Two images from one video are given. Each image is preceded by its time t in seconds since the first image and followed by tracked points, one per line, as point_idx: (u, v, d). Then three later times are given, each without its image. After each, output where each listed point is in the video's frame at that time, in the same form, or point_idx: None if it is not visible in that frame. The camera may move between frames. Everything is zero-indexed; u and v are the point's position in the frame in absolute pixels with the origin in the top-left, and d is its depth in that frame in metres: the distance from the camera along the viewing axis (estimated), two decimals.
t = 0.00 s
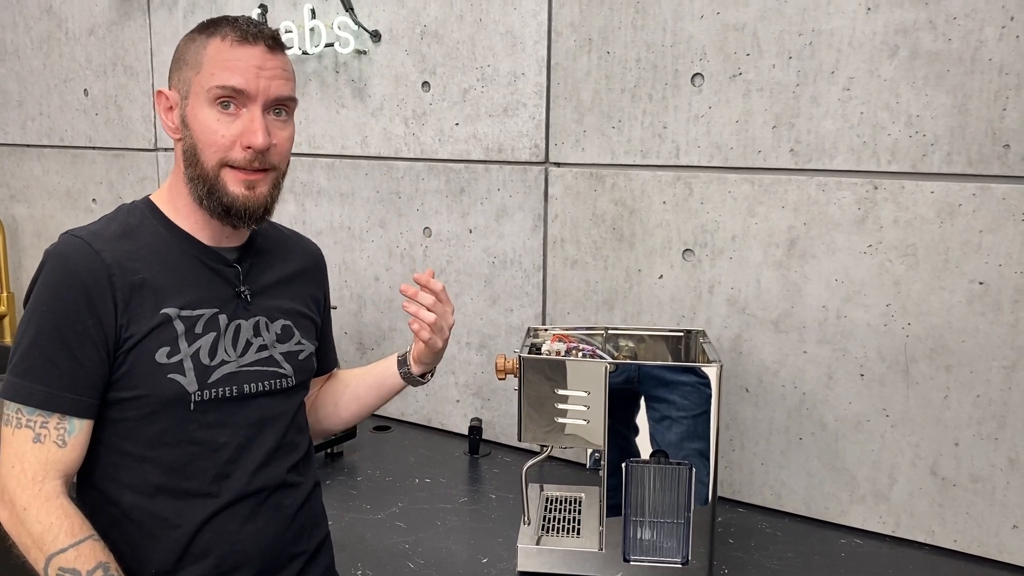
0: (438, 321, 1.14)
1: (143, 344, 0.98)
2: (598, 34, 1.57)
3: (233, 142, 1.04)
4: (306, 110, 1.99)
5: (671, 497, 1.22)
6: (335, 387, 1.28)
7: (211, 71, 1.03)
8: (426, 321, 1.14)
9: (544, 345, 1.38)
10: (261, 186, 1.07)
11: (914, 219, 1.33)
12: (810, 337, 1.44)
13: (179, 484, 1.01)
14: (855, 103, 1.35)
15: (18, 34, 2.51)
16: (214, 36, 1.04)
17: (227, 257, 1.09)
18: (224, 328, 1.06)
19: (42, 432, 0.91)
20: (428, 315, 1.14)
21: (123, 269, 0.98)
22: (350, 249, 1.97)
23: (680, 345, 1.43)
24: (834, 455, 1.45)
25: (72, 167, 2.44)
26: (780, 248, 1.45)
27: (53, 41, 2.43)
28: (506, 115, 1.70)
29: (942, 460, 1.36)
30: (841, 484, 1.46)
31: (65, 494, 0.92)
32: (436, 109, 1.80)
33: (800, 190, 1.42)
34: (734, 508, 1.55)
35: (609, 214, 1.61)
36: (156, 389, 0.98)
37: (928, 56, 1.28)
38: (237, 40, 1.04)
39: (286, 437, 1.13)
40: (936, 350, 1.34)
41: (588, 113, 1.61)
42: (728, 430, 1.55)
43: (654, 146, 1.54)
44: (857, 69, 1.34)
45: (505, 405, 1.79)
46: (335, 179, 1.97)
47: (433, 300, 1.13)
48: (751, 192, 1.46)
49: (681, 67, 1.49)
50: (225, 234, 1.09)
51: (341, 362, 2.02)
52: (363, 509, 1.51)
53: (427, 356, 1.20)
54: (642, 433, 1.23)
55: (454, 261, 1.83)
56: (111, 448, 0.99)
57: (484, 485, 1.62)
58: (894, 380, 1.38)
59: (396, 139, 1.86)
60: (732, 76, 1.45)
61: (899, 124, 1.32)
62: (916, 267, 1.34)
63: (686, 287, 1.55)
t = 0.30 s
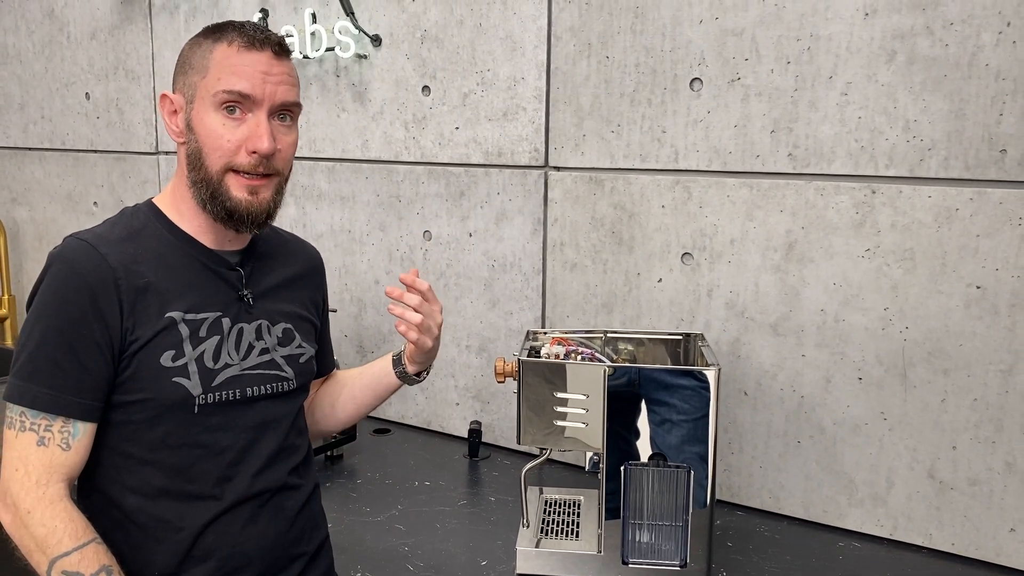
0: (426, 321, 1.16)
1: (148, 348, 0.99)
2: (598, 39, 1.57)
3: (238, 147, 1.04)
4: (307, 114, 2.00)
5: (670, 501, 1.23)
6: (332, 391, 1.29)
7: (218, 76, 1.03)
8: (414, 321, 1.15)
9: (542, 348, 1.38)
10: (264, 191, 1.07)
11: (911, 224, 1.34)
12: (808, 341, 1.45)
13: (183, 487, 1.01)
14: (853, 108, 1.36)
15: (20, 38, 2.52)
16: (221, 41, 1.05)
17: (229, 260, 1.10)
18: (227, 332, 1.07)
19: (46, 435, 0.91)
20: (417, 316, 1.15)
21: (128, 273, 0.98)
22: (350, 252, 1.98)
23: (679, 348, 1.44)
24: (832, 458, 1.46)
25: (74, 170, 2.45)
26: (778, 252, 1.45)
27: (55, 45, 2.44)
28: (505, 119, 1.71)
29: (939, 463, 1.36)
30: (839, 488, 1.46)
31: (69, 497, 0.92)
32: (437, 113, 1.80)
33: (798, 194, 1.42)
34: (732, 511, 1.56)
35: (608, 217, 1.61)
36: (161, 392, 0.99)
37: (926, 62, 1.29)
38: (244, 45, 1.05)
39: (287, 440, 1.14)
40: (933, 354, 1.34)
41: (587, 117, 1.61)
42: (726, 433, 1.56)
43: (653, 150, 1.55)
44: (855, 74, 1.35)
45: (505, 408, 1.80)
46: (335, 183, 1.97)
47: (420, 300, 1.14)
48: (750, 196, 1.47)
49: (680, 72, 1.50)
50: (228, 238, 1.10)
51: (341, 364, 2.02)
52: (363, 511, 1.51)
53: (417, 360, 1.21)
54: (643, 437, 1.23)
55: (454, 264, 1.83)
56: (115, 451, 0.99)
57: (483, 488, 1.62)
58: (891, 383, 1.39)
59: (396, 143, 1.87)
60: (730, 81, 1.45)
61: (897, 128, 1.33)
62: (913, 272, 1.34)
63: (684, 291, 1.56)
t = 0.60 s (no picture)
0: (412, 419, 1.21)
1: (159, 349, 0.99)
2: (597, 42, 1.58)
3: (232, 148, 1.05)
4: (307, 117, 2.00)
5: (668, 502, 1.23)
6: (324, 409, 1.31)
7: (210, 78, 1.04)
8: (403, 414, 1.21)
9: (541, 350, 1.38)
10: (259, 191, 1.08)
11: (910, 227, 1.34)
12: (807, 344, 1.45)
13: (195, 488, 1.01)
14: (851, 112, 1.36)
15: (22, 41, 2.53)
16: (213, 44, 1.06)
17: (229, 262, 1.11)
18: (233, 332, 1.08)
19: (59, 440, 0.91)
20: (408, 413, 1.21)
21: (138, 275, 0.98)
22: (351, 254, 1.99)
23: (678, 351, 1.44)
24: (830, 461, 1.46)
25: (75, 173, 2.46)
26: (777, 255, 1.46)
27: (57, 48, 2.45)
28: (505, 123, 1.72)
29: (938, 466, 1.37)
30: (838, 490, 1.46)
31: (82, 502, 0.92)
32: (436, 116, 1.81)
33: (796, 197, 1.43)
34: (731, 514, 1.56)
35: (608, 221, 1.62)
36: (173, 393, 0.99)
37: (924, 66, 1.30)
38: (235, 47, 1.06)
39: (291, 440, 1.15)
40: (932, 356, 1.35)
41: (586, 121, 1.62)
42: (725, 435, 1.56)
43: (652, 154, 1.55)
44: (853, 78, 1.35)
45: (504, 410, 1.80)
46: (335, 186, 1.98)
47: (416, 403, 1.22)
48: (748, 199, 1.47)
49: (679, 76, 1.50)
50: (225, 240, 1.11)
51: (341, 367, 2.03)
52: (362, 513, 1.51)
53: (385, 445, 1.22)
54: (644, 439, 1.23)
55: (454, 267, 1.84)
56: (123, 455, 0.98)
57: (483, 491, 1.62)
58: (889, 386, 1.39)
59: (396, 146, 1.87)
60: (729, 85, 1.46)
61: (895, 132, 1.33)
62: (911, 275, 1.35)
63: (683, 293, 1.56)
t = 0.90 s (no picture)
0: (391, 419, 1.19)
1: (175, 349, 0.99)
2: (596, 45, 1.58)
3: (236, 148, 1.06)
4: (307, 120, 2.01)
5: (666, 504, 1.22)
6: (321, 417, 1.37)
7: (214, 78, 1.05)
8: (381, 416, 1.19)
9: (541, 353, 1.38)
10: (263, 191, 1.09)
11: (908, 230, 1.34)
12: (806, 347, 1.45)
13: (206, 489, 1.02)
14: (849, 115, 1.37)
15: (23, 44, 2.54)
16: (217, 44, 1.06)
17: (231, 263, 1.12)
18: (240, 333, 1.08)
19: (78, 443, 0.91)
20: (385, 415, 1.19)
21: (152, 277, 0.99)
22: (350, 257, 1.99)
23: (677, 354, 1.44)
24: (829, 463, 1.46)
25: (76, 176, 2.46)
26: (775, 257, 1.46)
27: (58, 51, 2.46)
28: (505, 126, 1.72)
29: (936, 469, 1.37)
30: (836, 493, 1.46)
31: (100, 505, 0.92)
32: (436, 119, 1.81)
33: (795, 200, 1.43)
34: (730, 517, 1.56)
35: (608, 223, 1.62)
36: (187, 394, 1.00)
37: (921, 69, 1.30)
38: (239, 47, 1.06)
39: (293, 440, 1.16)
40: (930, 359, 1.35)
41: (585, 124, 1.62)
42: (724, 438, 1.56)
43: (651, 157, 1.56)
44: (851, 82, 1.36)
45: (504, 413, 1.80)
46: (335, 189, 1.99)
47: (397, 402, 1.19)
48: (747, 202, 1.48)
49: (678, 79, 1.51)
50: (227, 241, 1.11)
51: (340, 369, 2.03)
52: (361, 515, 1.52)
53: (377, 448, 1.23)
54: (644, 442, 1.23)
55: (453, 270, 1.84)
56: (138, 456, 0.98)
57: (482, 493, 1.63)
58: (888, 389, 1.39)
59: (396, 149, 1.88)
60: (727, 88, 1.46)
61: (893, 135, 1.34)
62: (910, 277, 1.35)
63: (682, 296, 1.56)
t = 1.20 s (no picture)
0: (404, 428, 1.20)
1: (175, 351, 0.99)
2: (595, 48, 1.59)
3: (234, 152, 1.06)
4: (307, 122, 2.01)
5: (666, 507, 1.21)
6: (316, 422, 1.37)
7: (213, 83, 1.05)
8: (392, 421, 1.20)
9: (539, 355, 1.38)
10: (261, 195, 1.09)
11: (906, 233, 1.35)
12: (804, 349, 1.45)
13: (205, 491, 1.02)
14: (848, 118, 1.37)
15: (23, 47, 2.54)
16: (216, 48, 1.06)
17: (232, 266, 1.12)
18: (241, 335, 1.08)
19: (80, 444, 0.91)
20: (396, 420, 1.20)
21: (152, 279, 0.99)
22: (350, 260, 1.99)
23: (676, 356, 1.43)
24: (828, 466, 1.46)
25: (75, 178, 2.46)
26: (774, 260, 1.46)
27: (58, 54, 2.46)
28: (504, 129, 1.72)
29: (935, 472, 1.37)
30: (835, 496, 1.46)
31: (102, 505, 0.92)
32: (435, 122, 1.82)
33: (793, 203, 1.43)
34: (728, 519, 1.56)
35: (606, 226, 1.62)
36: (187, 395, 0.99)
37: (920, 72, 1.30)
38: (238, 52, 1.06)
39: (291, 443, 1.16)
40: (929, 362, 1.35)
41: (584, 127, 1.63)
42: (723, 441, 1.56)
43: (650, 160, 1.56)
44: (850, 85, 1.36)
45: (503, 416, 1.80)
46: (335, 191, 1.99)
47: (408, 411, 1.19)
48: (746, 205, 1.48)
49: (677, 82, 1.51)
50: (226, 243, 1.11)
51: (340, 372, 2.03)
52: (360, 518, 1.52)
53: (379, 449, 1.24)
54: (644, 445, 1.23)
55: (453, 272, 1.84)
56: (138, 457, 0.98)
57: (481, 496, 1.63)
58: (886, 392, 1.39)
59: (396, 151, 1.88)
60: (726, 91, 1.47)
61: (892, 138, 1.34)
62: (908, 281, 1.35)
63: (682, 299, 1.56)
